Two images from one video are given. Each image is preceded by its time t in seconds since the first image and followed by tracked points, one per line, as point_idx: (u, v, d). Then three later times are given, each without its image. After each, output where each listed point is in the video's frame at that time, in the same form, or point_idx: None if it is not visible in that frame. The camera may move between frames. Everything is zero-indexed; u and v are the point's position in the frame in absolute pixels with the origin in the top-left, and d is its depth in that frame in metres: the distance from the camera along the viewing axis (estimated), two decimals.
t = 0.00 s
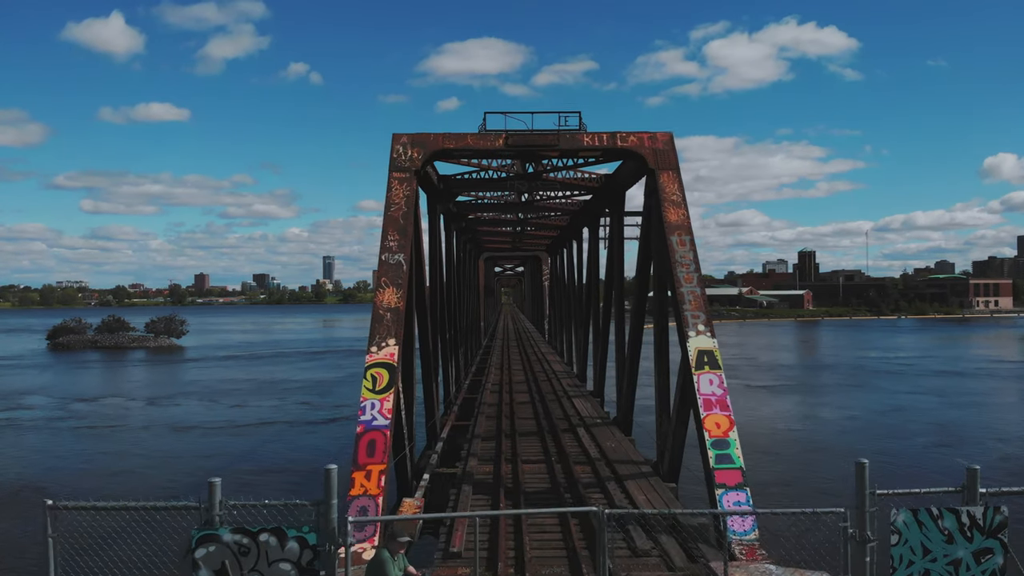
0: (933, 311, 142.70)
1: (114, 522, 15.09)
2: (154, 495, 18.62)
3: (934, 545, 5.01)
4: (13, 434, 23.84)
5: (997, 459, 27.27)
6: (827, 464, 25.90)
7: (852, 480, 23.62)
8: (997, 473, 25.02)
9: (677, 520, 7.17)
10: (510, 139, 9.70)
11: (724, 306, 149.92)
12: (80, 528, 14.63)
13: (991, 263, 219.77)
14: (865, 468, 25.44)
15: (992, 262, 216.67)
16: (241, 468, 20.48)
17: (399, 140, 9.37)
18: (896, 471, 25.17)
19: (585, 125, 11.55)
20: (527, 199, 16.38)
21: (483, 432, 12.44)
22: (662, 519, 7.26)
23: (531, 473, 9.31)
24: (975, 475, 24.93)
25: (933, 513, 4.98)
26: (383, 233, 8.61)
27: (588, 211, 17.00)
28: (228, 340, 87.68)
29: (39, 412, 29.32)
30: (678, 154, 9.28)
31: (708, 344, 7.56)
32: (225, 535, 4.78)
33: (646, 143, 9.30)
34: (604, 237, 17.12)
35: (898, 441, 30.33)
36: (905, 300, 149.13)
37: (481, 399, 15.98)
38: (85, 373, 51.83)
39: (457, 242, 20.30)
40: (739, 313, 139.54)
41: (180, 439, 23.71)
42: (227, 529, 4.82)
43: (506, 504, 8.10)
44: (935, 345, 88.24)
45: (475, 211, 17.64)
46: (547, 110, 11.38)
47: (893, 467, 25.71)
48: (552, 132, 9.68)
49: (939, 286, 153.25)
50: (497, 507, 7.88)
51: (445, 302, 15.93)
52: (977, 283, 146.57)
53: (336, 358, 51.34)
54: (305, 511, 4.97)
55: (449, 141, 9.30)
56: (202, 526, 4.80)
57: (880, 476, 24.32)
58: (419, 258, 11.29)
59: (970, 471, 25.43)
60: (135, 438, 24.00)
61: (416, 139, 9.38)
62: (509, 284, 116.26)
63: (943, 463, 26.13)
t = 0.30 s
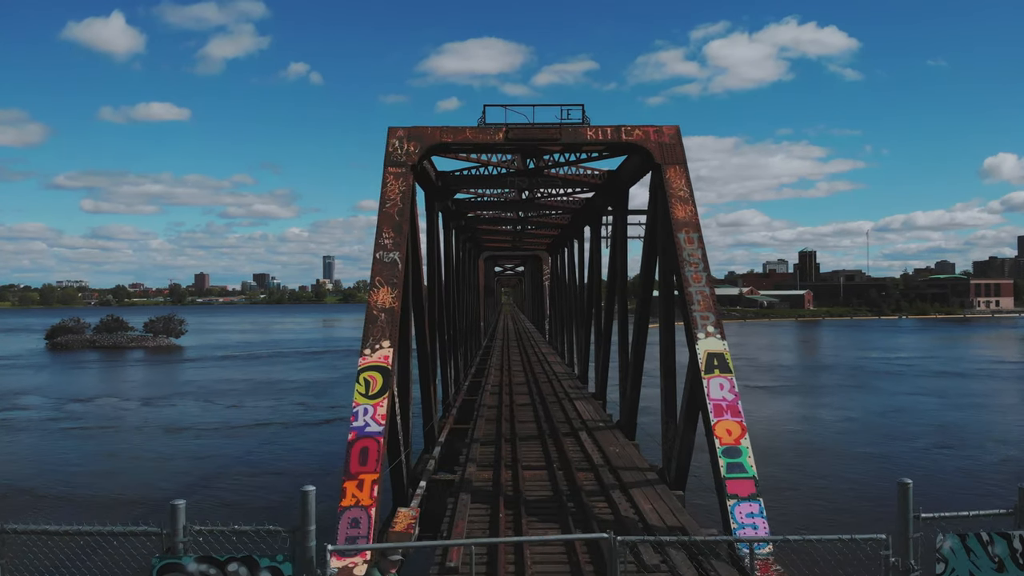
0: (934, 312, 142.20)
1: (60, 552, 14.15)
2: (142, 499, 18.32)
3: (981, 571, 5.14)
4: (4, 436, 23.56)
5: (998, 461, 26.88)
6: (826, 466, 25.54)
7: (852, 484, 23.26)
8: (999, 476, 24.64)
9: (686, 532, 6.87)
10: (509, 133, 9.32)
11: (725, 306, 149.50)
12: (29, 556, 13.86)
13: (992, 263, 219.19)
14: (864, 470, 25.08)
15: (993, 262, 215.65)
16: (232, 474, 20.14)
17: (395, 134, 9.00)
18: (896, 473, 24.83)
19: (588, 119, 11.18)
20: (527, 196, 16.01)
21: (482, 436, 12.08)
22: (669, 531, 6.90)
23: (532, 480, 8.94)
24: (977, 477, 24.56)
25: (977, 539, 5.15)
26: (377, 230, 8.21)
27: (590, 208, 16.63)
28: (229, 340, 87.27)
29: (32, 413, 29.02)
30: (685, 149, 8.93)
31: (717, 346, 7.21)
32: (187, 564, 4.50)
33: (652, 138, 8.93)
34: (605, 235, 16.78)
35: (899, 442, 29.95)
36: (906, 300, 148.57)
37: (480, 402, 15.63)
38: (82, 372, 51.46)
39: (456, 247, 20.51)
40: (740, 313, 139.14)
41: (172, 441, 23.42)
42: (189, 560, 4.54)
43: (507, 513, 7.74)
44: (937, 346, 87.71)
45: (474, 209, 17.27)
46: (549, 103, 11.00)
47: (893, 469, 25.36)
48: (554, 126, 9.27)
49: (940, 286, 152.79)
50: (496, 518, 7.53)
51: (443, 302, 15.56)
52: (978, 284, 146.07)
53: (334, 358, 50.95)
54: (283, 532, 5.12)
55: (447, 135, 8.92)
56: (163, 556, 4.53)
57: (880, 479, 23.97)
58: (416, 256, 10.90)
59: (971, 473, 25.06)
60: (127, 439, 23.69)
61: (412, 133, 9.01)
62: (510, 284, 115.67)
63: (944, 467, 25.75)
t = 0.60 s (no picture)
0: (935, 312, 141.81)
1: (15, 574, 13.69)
2: (131, 503, 18.02)
3: None
4: None
5: (1000, 464, 26.50)
6: (826, 469, 25.17)
7: (853, 487, 22.93)
8: (1001, 479, 24.30)
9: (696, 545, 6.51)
10: (510, 126, 8.93)
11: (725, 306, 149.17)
12: None
13: (992, 262, 218.78)
14: (864, 473, 24.71)
15: (994, 262, 215.20)
16: (223, 477, 19.80)
17: (391, 127, 8.61)
18: (897, 476, 24.48)
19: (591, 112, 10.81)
20: (528, 193, 15.64)
21: (482, 440, 11.71)
22: (679, 543, 6.53)
23: (533, 488, 8.55)
24: (978, 480, 24.19)
25: None
26: (371, 227, 7.81)
27: (592, 206, 16.23)
28: (228, 340, 86.93)
29: (25, 414, 28.69)
30: (693, 142, 8.56)
31: (729, 349, 6.85)
32: None
33: (659, 131, 8.56)
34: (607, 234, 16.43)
35: (900, 444, 29.56)
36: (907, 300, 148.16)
37: (480, 404, 15.27)
38: (79, 373, 51.19)
39: (456, 253, 20.58)
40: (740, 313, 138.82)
41: (164, 443, 23.10)
42: None
43: (507, 525, 7.35)
44: (938, 346, 87.34)
45: (473, 207, 16.92)
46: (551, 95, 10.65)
47: (894, 472, 25.00)
48: (556, 119, 8.89)
49: (940, 286, 152.34)
50: (497, 529, 7.15)
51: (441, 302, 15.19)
52: (979, 284, 145.58)
53: (332, 359, 50.61)
54: (249, 565, 5.29)
55: (444, 127, 8.55)
56: None
57: (880, 482, 23.61)
58: (413, 255, 10.52)
59: (973, 476, 24.70)
60: (118, 441, 23.38)
61: (409, 125, 8.63)
62: (511, 284, 115.29)
63: (946, 471, 25.39)
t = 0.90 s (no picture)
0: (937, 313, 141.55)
1: None
2: (121, 507, 17.64)
3: None
4: None
5: (1003, 467, 26.16)
6: (828, 472, 24.79)
7: (855, 490, 22.60)
8: (1006, 483, 23.93)
9: (707, 559, 6.16)
10: (512, 118, 8.54)
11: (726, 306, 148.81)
12: None
13: (993, 263, 218.46)
14: (867, 476, 24.34)
15: (994, 262, 214.90)
16: (216, 481, 19.43)
17: (387, 119, 8.23)
18: (899, 479, 24.14)
19: (595, 103, 10.43)
20: (530, 190, 15.24)
21: (482, 444, 11.36)
22: (691, 557, 6.17)
23: (536, 498, 8.16)
24: (982, 483, 23.85)
25: None
26: (366, 222, 7.42)
27: (595, 203, 15.83)
28: (227, 340, 86.60)
29: (18, 416, 28.32)
30: (703, 134, 8.16)
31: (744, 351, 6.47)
32: None
33: (667, 124, 8.17)
34: (610, 232, 16.09)
35: (903, 447, 29.19)
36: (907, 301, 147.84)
37: (480, 407, 14.90)
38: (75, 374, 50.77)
39: (456, 252, 20.44)
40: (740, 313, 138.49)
41: (157, 446, 22.72)
42: None
43: (509, 537, 6.96)
44: (939, 346, 87.00)
45: (472, 204, 16.55)
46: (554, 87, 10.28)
47: (896, 475, 24.66)
48: (560, 110, 8.49)
49: (941, 286, 151.64)
50: (497, 542, 6.75)
51: (440, 303, 14.81)
52: (979, 283, 145.16)
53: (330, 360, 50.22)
54: None
55: (443, 120, 8.17)
56: None
57: (882, 485, 23.27)
58: (411, 253, 10.13)
59: (976, 479, 24.35)
60: (110, 443, 22.99)
61: (406, 117, 8.25)
62: (512, 284, 114.89)
63: (948, 474, 25.04)
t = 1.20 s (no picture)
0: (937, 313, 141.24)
1: None
2: (110, 510, 17.29)
3: None
4: None
5: (1006, 469, 25.83)
6: (828, 474, 24.45)
7: (856, 492, 22.25)
8: (1009, 485, 23.59)
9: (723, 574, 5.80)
10: (514, 110, 8.16)
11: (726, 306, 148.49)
12: None
13: (993, 263, 218.10)
14: (868, 478, 23.98)
15: (994, 263, 214.52)
16: (208, 483, 19.09)
17: (383, 110, 7.83)
18: (902, 481, 23.78)
19: (601, 95, 10.05)
20: (531, 187, 14.84)
21: (482, 449, 10.99)
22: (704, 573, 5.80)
23: (539, 507, 7.79)
24: (985, 485, 23.52)
25: None
26: (360, 218, 7.04)
27: (599, 200, 15.41)
28: (226, 340, 86.25)
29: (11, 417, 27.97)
30: (714, 126, 7.78)
31: (761, 355, 6.09)
32: None
33: (677, 115, 7.79)
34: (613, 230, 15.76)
35: (904, 449, 28.86)
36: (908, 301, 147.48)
37: (480, 410, 14.54)
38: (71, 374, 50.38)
39: (456, 251, 20.11)
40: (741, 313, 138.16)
41: (149, 448, 22.38)
42: None
43: (511, 551, 6.58)
44: (940, 347, 86.64)
45: (472, 202, 16.20)
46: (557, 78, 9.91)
47: (898, 477, 24.32)
48: (565, 101, 8.12)
49: (942, 287, 151.29)
50: (498, 557, 6.37)
51: (439, 303, 14.45)
52: (980, 283, 144.72)
53: (328, 360, 49.84)
54: None
55: (443, 112, 7.79)
56: None
57: (885, 487, 22.93)
58: (408, 251, 9.75)
59: (979, 481, 24.02)
60: (102, 445, 22.65)
61: (402, 108, 7.86)
62: (512, 284, 114.49)
63: (951, 476, 24.68)
